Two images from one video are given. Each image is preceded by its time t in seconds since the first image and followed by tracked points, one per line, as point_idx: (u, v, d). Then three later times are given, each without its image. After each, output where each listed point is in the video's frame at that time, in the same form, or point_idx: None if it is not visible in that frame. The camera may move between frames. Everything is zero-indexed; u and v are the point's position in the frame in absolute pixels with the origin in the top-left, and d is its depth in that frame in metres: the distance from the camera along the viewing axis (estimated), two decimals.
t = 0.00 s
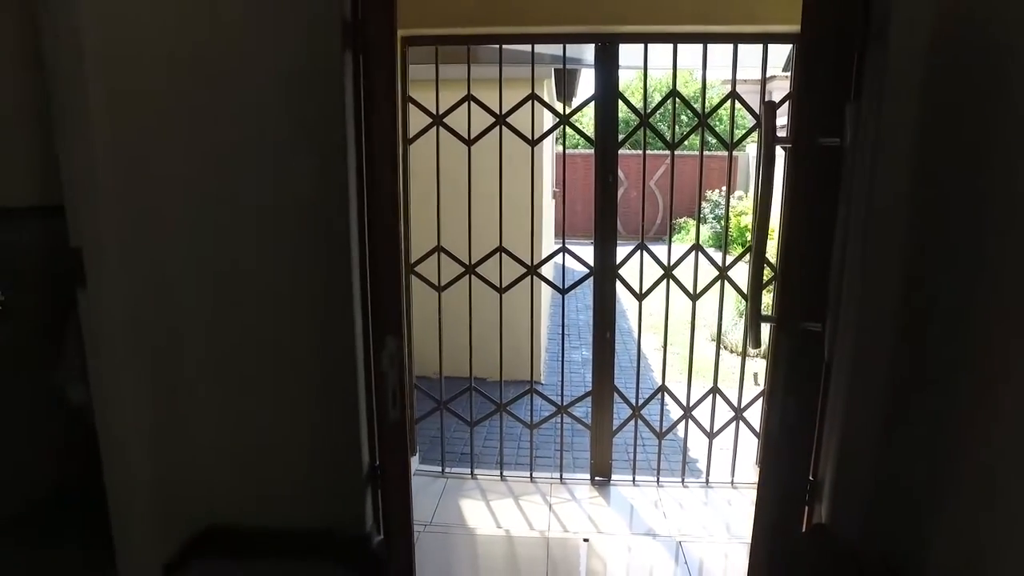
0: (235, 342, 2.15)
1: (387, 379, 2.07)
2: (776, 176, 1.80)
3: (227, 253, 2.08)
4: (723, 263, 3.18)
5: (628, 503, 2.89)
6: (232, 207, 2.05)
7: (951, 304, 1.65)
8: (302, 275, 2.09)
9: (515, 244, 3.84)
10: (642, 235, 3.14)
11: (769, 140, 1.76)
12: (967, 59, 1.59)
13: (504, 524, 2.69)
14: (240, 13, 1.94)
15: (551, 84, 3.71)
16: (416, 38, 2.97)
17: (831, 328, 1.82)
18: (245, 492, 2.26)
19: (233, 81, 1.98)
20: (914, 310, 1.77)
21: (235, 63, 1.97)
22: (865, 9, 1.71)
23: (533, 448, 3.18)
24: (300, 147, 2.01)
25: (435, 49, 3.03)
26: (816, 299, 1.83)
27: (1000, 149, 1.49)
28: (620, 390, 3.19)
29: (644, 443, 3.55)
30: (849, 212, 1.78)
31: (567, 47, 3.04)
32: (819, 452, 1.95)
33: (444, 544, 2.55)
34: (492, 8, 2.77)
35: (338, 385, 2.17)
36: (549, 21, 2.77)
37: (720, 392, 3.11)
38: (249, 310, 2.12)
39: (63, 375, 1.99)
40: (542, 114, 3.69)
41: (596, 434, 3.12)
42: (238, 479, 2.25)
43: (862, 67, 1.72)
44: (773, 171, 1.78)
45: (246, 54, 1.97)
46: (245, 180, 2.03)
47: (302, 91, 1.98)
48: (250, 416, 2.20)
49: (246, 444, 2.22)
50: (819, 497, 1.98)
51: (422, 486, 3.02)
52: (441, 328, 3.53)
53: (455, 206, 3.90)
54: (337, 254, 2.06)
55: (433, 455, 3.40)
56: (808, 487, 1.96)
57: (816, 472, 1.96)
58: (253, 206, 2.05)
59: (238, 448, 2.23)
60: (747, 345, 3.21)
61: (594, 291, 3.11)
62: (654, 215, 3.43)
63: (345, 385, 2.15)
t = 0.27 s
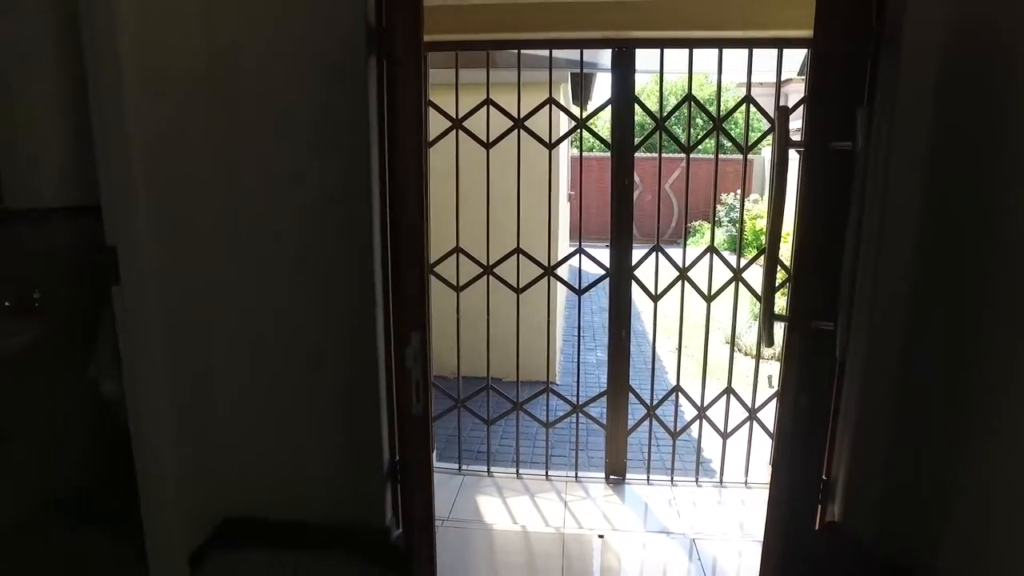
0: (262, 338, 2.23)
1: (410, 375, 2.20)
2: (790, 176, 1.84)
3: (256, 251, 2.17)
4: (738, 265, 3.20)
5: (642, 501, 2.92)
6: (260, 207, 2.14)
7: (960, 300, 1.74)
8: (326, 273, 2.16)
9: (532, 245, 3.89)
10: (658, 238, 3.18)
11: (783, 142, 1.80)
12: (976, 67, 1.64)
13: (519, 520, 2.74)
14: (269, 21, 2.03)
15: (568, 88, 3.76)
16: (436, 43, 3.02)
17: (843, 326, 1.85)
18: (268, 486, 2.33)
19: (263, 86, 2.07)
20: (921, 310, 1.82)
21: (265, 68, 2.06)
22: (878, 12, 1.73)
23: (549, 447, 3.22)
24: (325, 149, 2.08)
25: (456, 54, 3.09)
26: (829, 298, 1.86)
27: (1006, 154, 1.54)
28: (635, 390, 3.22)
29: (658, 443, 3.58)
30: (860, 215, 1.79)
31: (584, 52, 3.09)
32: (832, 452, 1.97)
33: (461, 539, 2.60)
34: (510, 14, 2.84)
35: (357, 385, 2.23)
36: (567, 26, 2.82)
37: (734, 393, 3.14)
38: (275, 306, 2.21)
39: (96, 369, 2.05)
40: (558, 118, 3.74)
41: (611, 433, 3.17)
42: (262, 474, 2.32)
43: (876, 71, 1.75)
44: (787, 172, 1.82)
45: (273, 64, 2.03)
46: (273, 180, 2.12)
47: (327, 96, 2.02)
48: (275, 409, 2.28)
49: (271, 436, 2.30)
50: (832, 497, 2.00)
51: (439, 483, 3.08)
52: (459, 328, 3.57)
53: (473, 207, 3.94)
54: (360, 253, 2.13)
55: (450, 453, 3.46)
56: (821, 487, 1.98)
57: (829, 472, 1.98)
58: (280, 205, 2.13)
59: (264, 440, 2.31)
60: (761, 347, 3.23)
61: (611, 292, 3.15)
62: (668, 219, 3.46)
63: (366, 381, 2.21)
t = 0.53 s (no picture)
0: (289, 335, 2.30)
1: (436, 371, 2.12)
2: (809, 178, 1.86)
3: (285, 250, 2.23)
4: (757, 268, 3.22)
5: (660, 501, 2.95)
6: (290, 207, 2.20)
7: (977, 303, 1.78)
8: (352, 272, 2.21)
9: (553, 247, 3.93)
10: (677, 241, 3.21)
11: (802, 143, 1.82)
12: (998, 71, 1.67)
13: (538, 518, 2.77)
14: (301, 27, 2.09)
15: (588, 92, 3.80)
16: (460, 50, 3.09)
17: (862, 325, 1.86)
18: (296, 478, 2.39)
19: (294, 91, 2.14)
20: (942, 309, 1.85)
21: (296, 73, 2.13)
22: (900, 15, 1.73)
23: (567, 447, 3.26)
24: (353, 151, 2.14)
25: (478, 60, 3.15)
26: (849, 298, 1.87)
27: None
28: (653, 391, 3.25)
29: (677, 444, 3.60)
30: (880, 217, 1.81)
31: (604, 57, 3.12)
32: (851, 453, 1.99)
33: (481, 535, 2.64)
34: (535, 21, 2.92)
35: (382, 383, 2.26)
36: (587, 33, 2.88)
37: (752, 395, 3.16)
38: (303, 304, 2.27)
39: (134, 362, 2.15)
40: (579, 122, 3.77)
41: (629, 434, 3.20)
42: (290, 466, 2.39)
43: (895, 74, 1.76)
44: (806, 173, 1.85)
45: (304, 63, 2.11)
46: (302, 182, 2.18)
47: (357, 99, 2.09)
48: (302, 404, 2.34)
49: (298, 431, 2.36)
50: (851, 498, 2.01)
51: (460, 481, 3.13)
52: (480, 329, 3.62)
53: (494, 210, 3.98)
54: (385, 253, 2.18)
55: (470, 452, 3.51)
56: (840, 488, 1.99)
57: (848, 474, 2.00)
58: (309, 206, 2.19)
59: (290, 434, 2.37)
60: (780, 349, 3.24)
61: (630, 295, 3.18)
62: (687, 222, 3.48)
63: (390, 378, 2.26)
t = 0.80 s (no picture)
0: (314, 333, 2.34)
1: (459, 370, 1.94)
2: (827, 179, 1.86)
3: (310, 250, 2.29)
4: (777, 270, 3.22)
5: (678, 503, 2.96)
6: (315, 208, 2.26)
7: (998, 306, 1.79)
8: (376, 272, 2.26)
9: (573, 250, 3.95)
10: (697, 244, 3.22)
11: (822, 146, 1.83)
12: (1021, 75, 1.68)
13: (556, 517, 2.79)
14: (328, 33, 2.15)
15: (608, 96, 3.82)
16: (482, 54, 3.13)
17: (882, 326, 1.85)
18: (320, 474, 2.44)
19: (320, 95, 2.19)
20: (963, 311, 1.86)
21: (322, 78, 2.18)
22: (923, 16, 1.73)
23: (586, 447, 3.28)
24: (377, 153, 2.19)
25: (500, 64, 3.19)
26: (868, 296, 1.85)
27: None
28: (672, 392, 3.26)
29: (695, 446, 3.61)
30: (899, 219, 1.81)
31: (625, 60, 3.14)
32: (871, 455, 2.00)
33: (501, 533, 2.68)
34: (554, 26, 2.95)
35: (405, 381, 2.31)
36: (607, 37, 2.91)
37: (772, 398, 3.16)
38: (328, 303, 2.32)
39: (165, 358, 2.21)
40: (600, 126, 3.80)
41: (648, 435, 3.20)
42: (313, 462, 2.43)
43: (916, 76, 1.76)
44: (824, 175, 1.85)
45: (333, 68, 2.17)
46: (328, 183, 2.23)
47: (384, 102, 2.15)
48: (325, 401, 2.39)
49: (321, 427, 2.41)
50: (871, 501, 1.99)
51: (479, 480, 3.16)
52: (500, 330, 3.65)
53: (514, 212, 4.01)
54: (408, 253, 2.22)
55: (489, 452, 3.54)
56: (860, 491, 1.97)
57: (868, 477, 1.97)
58: (334, 207, 2.25)
59: (314, 431, 2.41)
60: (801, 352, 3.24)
61: (649, 298, 3.20)
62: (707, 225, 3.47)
63: (411, 376, 2.30)
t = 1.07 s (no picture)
0: (338, 331, 2.38)
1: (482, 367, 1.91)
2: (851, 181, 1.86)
3: (335, 249, 2.32)
4: (798, 274, 3.20)
5: (698, 506, 2.95)
6: (341, 207, 2.29)
7: None
8: (400, 270, 2.29)
9: (593, 252, 3.96)
10: (718, 247, 3.21)
11: (846, 148, 1.83)
12: None
13: (576, 518, 2.80)
14: (353, 35, 2.19)
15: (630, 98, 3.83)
16: (504, 57, 3.16)
17: (904, 330, 1.86)
18: (343, 471, 2.47)
19: (346, 95, 2.23)
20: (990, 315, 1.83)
21: (349, 79, 2.22)
22: (952, 15, 1.72)
23: (606, 449, 3.28)
24: (402, 152, 2.22)
25: (522, 66, 3.21)
26: (890, 302, 1.87)
27: None
28: (692, 395, 3.25)
29: (715, 449, 3.59)
30: (925, 221, 1.80)
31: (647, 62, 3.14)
32: (895, 460, 1.98)
33: (520, 532, 2.69)
34: (576, 29, 2.97)
35: (427, 380, 2.33)
36: (629, 39, 2.92)
37: (793, 401, 3.13)
38: (352, 301, 2.35)
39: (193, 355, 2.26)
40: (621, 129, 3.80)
41: (667, 437, 3.20)
42: (336, 459, 2.47)
43: (944, 77, 1.75)
44: (848, 177, 1.84)
45: (359, 71, 2.20)
46: (353, 183, 2.27)
47: (409, 105, 2.18)
48: (348, 399, 2.42)
49: (344, 424, 2.44)
50: (895, 507, 1.99)
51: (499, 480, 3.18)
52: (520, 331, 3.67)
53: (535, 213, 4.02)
54: (432, 252, 2.25)
55: (509, 452, 3.56)
56: (883, 498, 1.98)
57: (891, 482, 1.98)
58: (360, 206, 2.28)
59: (338, 427, 2.44)
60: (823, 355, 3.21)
61: (670, 300, 3.20)
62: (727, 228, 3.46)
63: (433, 374, 2.32)
